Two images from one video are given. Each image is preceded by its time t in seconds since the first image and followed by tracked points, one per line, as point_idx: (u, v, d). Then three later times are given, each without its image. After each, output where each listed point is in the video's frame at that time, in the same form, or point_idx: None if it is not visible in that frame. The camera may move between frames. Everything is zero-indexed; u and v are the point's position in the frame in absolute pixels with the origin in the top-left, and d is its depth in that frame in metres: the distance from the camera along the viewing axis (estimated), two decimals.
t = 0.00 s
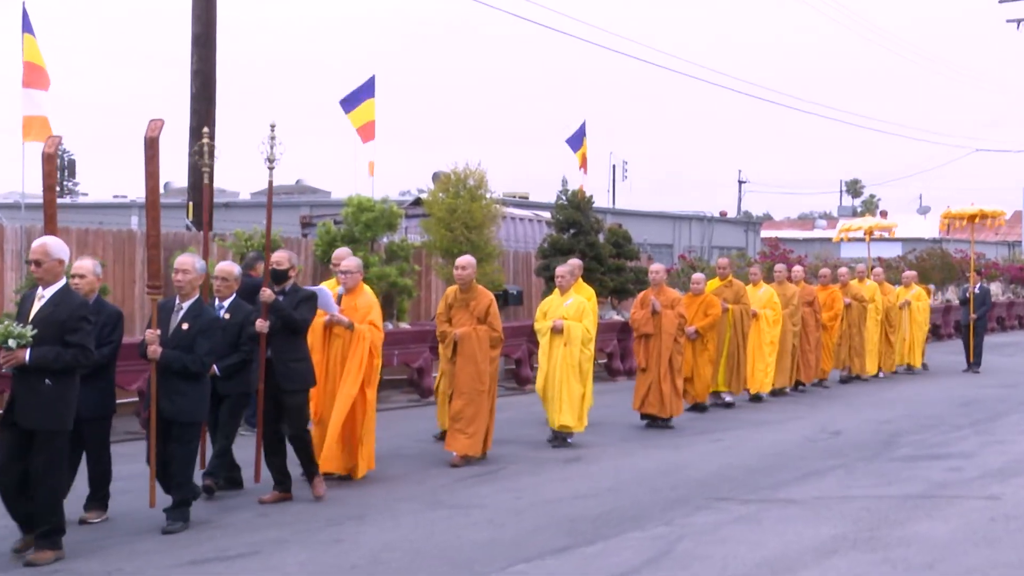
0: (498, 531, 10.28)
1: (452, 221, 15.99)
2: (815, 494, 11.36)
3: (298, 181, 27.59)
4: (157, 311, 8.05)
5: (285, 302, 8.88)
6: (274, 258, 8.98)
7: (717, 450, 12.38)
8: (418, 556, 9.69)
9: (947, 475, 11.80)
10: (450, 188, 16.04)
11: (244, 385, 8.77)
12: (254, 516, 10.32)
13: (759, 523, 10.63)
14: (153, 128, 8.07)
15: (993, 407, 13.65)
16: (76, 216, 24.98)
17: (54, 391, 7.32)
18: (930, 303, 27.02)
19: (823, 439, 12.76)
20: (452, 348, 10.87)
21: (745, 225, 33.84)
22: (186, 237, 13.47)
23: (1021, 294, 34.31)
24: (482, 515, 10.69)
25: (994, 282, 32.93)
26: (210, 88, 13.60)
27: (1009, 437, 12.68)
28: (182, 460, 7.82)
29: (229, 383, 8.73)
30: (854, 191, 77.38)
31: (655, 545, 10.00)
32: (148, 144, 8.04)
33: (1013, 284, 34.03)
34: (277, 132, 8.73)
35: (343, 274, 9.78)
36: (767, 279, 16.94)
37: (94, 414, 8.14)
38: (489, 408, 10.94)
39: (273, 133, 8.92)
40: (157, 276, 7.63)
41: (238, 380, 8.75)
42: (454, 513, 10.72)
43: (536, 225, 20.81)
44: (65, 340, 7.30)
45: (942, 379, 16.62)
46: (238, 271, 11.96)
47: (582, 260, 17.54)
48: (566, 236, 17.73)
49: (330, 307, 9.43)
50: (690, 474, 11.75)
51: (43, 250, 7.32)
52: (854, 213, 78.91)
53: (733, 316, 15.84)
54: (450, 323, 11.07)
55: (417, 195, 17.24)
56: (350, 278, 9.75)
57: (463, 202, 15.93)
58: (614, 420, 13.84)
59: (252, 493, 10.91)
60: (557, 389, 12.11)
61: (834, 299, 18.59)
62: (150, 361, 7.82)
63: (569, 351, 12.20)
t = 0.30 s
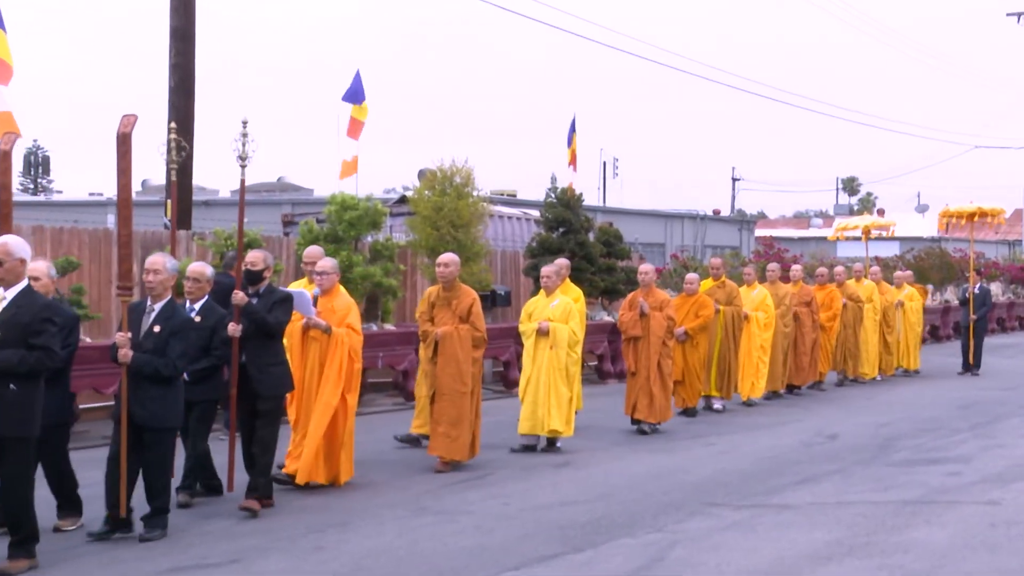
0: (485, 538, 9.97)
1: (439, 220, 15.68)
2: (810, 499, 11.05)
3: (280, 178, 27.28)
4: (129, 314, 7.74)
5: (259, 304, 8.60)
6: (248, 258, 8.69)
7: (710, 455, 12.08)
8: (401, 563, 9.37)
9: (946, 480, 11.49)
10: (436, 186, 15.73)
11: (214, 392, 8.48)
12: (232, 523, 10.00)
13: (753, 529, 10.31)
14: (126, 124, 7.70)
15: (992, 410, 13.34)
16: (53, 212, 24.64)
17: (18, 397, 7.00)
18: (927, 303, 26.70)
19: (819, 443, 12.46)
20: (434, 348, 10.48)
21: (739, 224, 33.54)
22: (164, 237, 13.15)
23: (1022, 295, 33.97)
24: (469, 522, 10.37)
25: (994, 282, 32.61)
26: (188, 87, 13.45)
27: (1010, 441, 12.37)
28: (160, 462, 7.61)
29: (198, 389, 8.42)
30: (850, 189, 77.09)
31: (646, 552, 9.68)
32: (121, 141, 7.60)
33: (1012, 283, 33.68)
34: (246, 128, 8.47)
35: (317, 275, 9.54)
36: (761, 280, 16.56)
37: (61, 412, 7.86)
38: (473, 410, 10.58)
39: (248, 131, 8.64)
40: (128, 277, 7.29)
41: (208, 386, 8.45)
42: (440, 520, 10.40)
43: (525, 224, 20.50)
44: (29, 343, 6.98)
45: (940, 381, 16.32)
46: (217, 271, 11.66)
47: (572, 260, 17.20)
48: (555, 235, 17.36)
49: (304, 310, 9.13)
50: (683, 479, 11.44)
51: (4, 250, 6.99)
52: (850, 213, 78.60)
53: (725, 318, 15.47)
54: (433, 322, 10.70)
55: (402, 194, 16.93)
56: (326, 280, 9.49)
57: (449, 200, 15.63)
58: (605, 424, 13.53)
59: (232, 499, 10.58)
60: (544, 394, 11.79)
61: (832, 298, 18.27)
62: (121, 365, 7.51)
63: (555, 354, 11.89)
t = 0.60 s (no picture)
0: (472, 545, 9.66)
1: (425, 218, 15.35)
2: (807, 505, 10.75)
3: (262, 175, 26.96)
4: (92, 317, 7.41)
5: (235, 306, 8.43)
6: (227, 258, 8.39)
7: (704, 460, 11.77)
8: (385, 572, 9.05)
9: (946, 485, 11.19)
10: (423, 183, 15.46)
11: (185, 396, 8.19)
12: (212, 530, 9.68)
13: (748, 536, 10.00)
14: (93, 121, 7.39)
15: (993, 414, 13.05)
16: (30, 208, 24.30)
17: None
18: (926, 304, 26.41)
19: (815, 447, 12.16)
20: (417, 350, 10.15)
21: (734, 223, 33.25)
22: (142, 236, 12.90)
23: None
24: (456, 529, 10.06)
25: (995, 282, 32.32)
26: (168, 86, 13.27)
27: (1011, 445, 12.07)
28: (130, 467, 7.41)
29: (168, 393, 8.13)
30: (847, 188, 76.80)
31: (639, 559, 9.37)
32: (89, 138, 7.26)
33: (1012, 284, 33.40)
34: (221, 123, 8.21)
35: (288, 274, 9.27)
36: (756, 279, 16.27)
37: (11, 432, 7.46)
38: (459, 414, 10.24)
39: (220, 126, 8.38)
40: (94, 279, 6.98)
41: (179, 390, 8.18)
42: (427, 526, 10.09)
43: (514, 222, 20.18)
44: None
45: (939, 384, 16.03)
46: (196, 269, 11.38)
47: (561, 260, 16.89)
48: (545, 235, 17.05)
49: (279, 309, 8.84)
50: (676, 485, 11.13)
51: None
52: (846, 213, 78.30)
53: (720, 319, 15.11)
54: (416, 323, 10.39)
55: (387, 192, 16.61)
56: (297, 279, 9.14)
57: (436, 197, 15.34)
58: (596, 428, 13.23)
59: (211, 505, 10.25)
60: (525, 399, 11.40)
61: (832, 300, 17.95)
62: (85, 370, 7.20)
63: (537, 359, 11.54)
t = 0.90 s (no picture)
0: (460, 552, 9.35)
1: (413, 216, 15.06)
2: (804, 511, 10.45)
3: (245, 171, 26.68)
4: (47, 318, 7.13)
5: (215, 305, 8.13)
6: (207, 255, 8.11)
7: (700, 465, 11.47)
8: None
9: (947, 490, 10.90)
10: (410, 181, 15.20)
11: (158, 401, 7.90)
12: (191, 537, 9.37)
13: (744, 542, 9.70)
14: (54, 114, 7.11)
15: (996, 417, 12.76)
16: (13, 207, 24.01)
17: None
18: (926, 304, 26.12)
19: (813, 451, 11.86)
20: (400, 353, 9.83)
21: (729, 222, 32.97)
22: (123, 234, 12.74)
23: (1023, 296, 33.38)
24: (444, 535, 9.75)
25: (997, 282, 32.04)
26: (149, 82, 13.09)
27: (1014, 449, 11.78)
28: (87, 469, 7.15)
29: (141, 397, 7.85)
30: (845, 186, 76.53)
31: (631, 567, 9.07)
32: (50, 132, 6.97)
33: (1013, 285, 33.12)
34: (197, 116, 7.93)
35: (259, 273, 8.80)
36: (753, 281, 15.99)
37: None
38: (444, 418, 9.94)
39: (195, 118, 8.09)
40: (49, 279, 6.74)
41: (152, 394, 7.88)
42: (414, 532, 9.78)
43: (504, 221, 19.90)
44: None
45: (939, 387, 15.74)
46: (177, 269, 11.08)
47: (552, 259, 16.57)
48: (535, 233, 16.75)
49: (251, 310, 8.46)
50: (670, 490, 10.83)
51: None
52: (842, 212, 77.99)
53: (715, 319, 14.81)
54: (400, 325, 10.08)
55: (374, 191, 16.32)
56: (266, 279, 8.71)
57: (424, 196, 15.07)
58: (588, 432, 12.93)
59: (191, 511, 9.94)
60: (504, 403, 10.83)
61: (830, 302, 17.66)
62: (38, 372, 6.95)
63: (517, 359, 10.87)
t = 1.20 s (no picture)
0: (450, 559, 9.05)
1: (403, 214, 14.79)
2: (805, 518, 10.16)
3: (230, 170, 26.45)
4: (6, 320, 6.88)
5: (198, 307, 7.85)
6: (189, 255, 7.85)
7: (698, 471, 11.18)
8: None
9: (952, 497, 10.60)
10: (401, 178, 14.95)
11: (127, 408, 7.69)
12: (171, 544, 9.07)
13: (743, 550, 9.41)
14: (15, 109, 6.86)
15: (1002, 422, 12.46)
16: None
17: None
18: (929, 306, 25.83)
19: (814, 457, 11.56)
20: (385, 357, 9.56)
21: (729, 221, 32.70)
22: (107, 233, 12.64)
23: None
24: (434, 542, 9.45)
25: (1001, 283, 31.73)
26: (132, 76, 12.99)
27: (1020, 454, 11.49)
28: (40, 475, 6.82)
29: (106, 404, 7.64)
30: (846, 185, 76.21)
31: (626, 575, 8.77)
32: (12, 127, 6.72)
33: (1018, 286, 32.83)
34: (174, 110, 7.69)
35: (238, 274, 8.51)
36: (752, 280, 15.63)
37: None
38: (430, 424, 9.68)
39: (173, 113, 7.84)
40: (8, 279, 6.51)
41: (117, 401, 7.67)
42: (403, 539, 9.48)
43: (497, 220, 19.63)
44: None
45: (943, 391, 15.45)
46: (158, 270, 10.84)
47: (547, 258, 16.26)
48: (529, 232, 16.45)
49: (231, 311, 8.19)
50: (667, 497, 10.54)
51: None
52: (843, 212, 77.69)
53: (714, 321, 14.46)
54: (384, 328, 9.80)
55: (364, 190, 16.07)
56: (246, 280, 8.46)
57: (414, 193, 14.79)
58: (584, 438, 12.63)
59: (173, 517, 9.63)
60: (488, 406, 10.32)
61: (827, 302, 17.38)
62: None
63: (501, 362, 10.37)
